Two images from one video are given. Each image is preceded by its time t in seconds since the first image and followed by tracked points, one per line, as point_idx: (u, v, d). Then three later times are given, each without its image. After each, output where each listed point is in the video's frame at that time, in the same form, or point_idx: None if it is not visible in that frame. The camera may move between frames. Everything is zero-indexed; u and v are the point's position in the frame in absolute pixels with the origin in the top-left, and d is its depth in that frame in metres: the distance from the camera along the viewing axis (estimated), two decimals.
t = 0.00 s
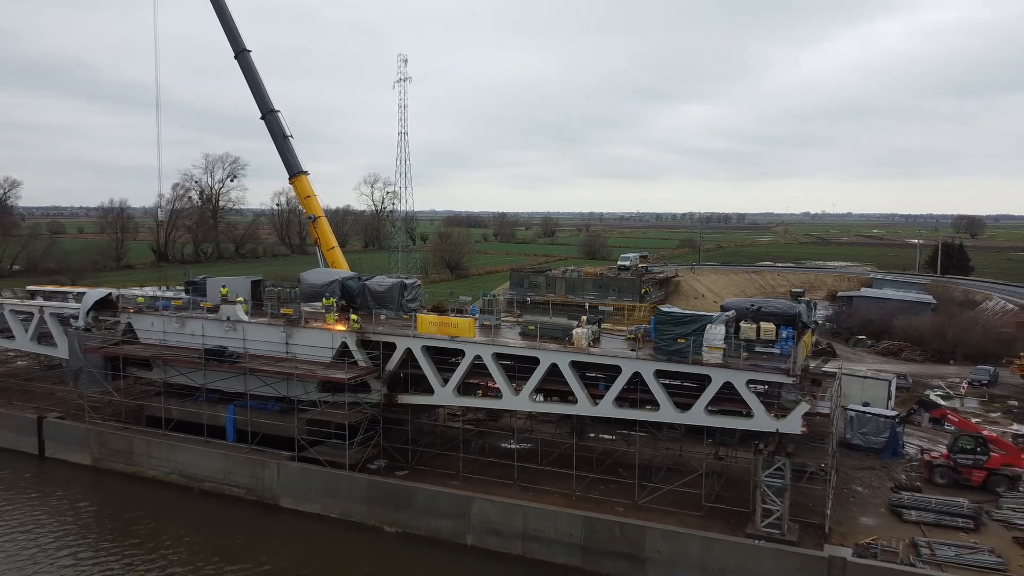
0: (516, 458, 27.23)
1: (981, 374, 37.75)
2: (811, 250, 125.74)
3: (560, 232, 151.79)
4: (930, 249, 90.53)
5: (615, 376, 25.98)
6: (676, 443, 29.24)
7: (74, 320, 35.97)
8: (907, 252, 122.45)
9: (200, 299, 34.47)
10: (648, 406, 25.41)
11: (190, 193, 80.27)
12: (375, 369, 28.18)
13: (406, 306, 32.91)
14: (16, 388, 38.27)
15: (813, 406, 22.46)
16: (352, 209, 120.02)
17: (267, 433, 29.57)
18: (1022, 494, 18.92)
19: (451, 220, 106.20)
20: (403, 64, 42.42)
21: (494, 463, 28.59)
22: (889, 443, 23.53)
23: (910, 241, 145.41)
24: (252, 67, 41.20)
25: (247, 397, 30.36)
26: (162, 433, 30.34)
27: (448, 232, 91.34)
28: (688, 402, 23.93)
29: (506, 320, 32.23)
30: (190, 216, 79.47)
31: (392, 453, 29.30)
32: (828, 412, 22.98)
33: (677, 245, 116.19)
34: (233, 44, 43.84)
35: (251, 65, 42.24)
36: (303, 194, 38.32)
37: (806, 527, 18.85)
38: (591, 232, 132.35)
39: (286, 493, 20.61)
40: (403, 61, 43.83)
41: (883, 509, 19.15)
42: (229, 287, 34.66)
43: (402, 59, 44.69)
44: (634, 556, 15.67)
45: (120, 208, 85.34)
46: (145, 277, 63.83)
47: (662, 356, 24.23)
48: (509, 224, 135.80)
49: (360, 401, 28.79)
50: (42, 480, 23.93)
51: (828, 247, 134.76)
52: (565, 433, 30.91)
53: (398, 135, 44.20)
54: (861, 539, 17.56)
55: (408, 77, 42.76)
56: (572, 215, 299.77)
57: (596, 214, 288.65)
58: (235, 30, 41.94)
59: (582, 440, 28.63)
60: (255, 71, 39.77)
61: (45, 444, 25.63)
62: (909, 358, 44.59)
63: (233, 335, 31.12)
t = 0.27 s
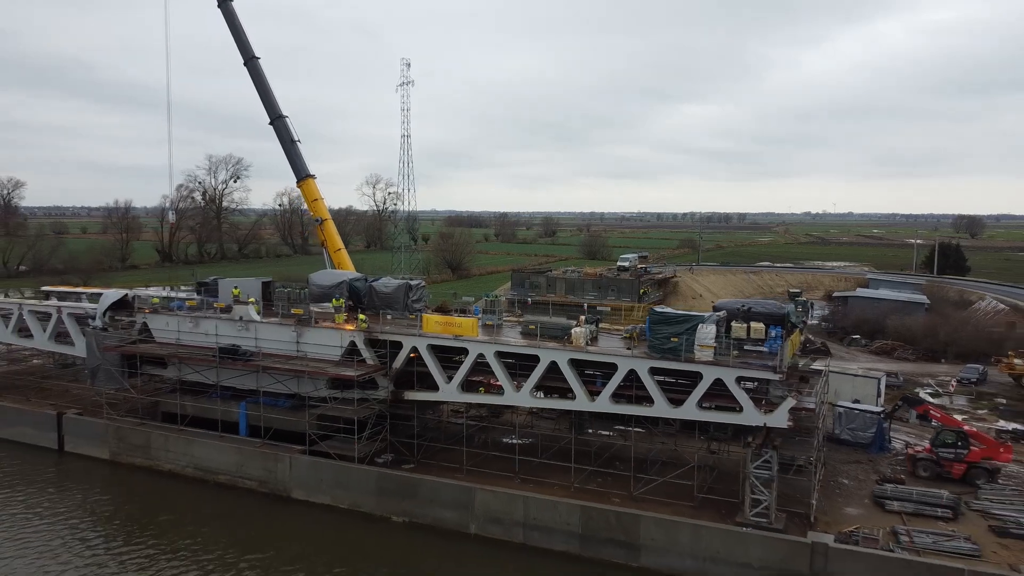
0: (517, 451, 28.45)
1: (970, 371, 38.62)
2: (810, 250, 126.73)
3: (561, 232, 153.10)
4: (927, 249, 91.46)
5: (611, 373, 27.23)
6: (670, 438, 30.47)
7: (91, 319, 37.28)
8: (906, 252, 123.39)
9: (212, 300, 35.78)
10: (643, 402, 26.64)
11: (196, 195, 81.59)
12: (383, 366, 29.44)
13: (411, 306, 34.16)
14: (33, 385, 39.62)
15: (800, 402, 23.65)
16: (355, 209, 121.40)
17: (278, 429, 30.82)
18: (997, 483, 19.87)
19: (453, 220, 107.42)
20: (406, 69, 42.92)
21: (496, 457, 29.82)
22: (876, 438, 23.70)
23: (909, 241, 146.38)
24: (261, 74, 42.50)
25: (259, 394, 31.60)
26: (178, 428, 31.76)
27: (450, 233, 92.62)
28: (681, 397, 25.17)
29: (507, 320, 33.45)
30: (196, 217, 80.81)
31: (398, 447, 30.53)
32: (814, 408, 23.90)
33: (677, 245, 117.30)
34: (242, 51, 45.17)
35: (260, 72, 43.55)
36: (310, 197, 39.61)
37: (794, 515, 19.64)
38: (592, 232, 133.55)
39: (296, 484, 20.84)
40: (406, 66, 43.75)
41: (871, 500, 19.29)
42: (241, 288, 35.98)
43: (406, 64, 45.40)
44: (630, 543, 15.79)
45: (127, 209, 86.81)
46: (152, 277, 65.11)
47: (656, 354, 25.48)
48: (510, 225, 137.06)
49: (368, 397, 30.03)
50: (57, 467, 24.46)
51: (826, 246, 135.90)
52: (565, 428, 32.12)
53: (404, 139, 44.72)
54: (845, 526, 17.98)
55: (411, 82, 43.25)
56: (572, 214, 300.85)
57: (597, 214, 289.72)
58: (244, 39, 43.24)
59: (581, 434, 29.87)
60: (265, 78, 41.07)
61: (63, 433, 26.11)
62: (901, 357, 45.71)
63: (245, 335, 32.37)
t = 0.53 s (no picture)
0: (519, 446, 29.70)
1: (960, 370, 39.59)
2: (809, 249, 127.43)
3: (562, 232, 154.25)
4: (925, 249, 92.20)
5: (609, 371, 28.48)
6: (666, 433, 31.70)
7: (106, 319, 38.55)
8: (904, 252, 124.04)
9: (224, 301, 37.06)
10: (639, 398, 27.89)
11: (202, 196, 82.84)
12: (389, 364, 30.70)
13: (416, 307, 35.37)
14: (49, 382, 40.94)
15: (788, 398, 24.86)
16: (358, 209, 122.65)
17: (289, 425, 32.12)
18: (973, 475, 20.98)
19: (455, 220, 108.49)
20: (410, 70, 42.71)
21: (498, 452, 31.08)
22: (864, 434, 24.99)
23: (908, 240, 147.11)
24: (270, 80, 43.73)
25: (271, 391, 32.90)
26: (193, 424, 33.09)
27: (452, 233, 93.71)
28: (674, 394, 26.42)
29: (509, 320, 34.65)
30: (201, 218, 82.05)
31: (404, 443, 31.79)
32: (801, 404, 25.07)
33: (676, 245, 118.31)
34: (251, 58, 46.44)
35: (269, 79, 44.79)
36: (317, 201, 40.84)
37: (779, 507, 20.91)
38: (592, 232, 134.56)
39: (309, 478, 21.90)
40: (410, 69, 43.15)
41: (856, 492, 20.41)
42: (252, 289, 37.27)
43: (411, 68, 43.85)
44: (626, 531, 16.80)
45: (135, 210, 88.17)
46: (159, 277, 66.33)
47: (651, 353, 26.74)
48: (512, 224, 138.18)
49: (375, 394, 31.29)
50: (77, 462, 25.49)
51: (826, 246, 136.43)
52: (564, 425, 33.33)
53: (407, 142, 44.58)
54: (831, 515, 19.07)
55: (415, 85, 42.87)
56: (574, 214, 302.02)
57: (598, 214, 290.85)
58: (253, 46, 44.44)
59: (580, 430, 31.10)
60: (273, 85, 42.30)
61: (82, 430, 27.20)
62: (894, 356, 46.76)
63: (257, 334, 33.65)
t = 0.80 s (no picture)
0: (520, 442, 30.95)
1: (950, 370, 40.61)
2: (808, 250, 128.41)
3: (563, 233, 155.37)
4: (922, 250, 93.14)
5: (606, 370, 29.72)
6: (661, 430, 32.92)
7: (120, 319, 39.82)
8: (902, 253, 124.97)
9: (235, 302, 38.33)
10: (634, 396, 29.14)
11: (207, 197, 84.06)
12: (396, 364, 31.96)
13: (421, 309, 36.50)
14: (65, 381, 42.22)
15: (776, 396, 26.07)
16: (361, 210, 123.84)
17: (298, 422, 33.39)
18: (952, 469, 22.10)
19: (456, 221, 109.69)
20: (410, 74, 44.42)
21: (500, 448, 32.32)
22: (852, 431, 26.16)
23: (907, 241, 147.88)
24: (278, 88, 45.01)
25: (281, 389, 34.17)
26: (207, 421, 34.41)
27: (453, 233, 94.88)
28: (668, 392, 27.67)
29: (510, 321, 35.87)
30: (206, 219, 83.28)
31: (409, 439, 33.03)
32: (789, 401, 26.25)
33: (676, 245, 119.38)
34: (259, 66, 47.74)
35: (277, 86, 46.07)
36: (324, 205, 42.07)
37: (767, 498, 22.10)
38: (593, 232, 135.58)
39: (320, 472, 23.05)
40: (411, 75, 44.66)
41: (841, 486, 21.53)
42: (262, 292, 38.55)
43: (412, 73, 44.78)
44: (622, 522, 17.84)
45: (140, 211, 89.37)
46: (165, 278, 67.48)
47: (646, 353, 28.01)
48: (512, 225, 139.29)
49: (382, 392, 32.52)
50: (95, 458, 26.51)
51: (826, 247, 137.41)
52: (563, 422, 34.53)
53: (409, 147, 45.53)
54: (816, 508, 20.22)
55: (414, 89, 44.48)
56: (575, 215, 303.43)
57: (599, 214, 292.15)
58: (262, 54, 45.69)
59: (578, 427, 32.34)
60: (282, 92, 43.58)
61: (97, 426, 28.29)
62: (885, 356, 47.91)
63: (267, 335, 34.92)
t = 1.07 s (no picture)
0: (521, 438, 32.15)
1: (940, 370, 41.69)
2: (807, 251, 129.21)
3: (563, 234, 156.48)
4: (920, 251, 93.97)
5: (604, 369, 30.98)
6: (658, 428, 34.10)
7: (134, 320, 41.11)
8: (901, 253, 125.80)
9: (246, 304, 39.61)
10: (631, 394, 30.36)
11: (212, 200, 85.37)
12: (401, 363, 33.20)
13: (425, 311, 37.73)
14: (79, 380, 43.53)
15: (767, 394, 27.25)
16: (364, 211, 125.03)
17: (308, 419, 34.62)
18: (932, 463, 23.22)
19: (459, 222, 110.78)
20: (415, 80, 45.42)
21: (502, 444, 33.51)
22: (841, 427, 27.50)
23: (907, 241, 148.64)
24: (286, 95, 46.31)
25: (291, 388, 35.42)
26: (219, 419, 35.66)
27: (456, 235, 96.02)
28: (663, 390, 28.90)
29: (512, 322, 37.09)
30: (211, 221, 84.53)
31: (414, 436, 34.24)
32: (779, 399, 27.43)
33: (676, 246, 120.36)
34: (268, 73, 49.07)
35: (285, 93, 47.38)
36: (330, 209, 43.34)
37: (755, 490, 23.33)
38: (593, 234, 136.60)
39: (329, 467, 24.26)
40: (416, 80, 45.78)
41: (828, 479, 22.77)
42: (272, 293, 39.83)
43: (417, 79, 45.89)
44: (618, 514, 18.98)
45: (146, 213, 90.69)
46: (171, 279, 68.74)
47: (642, 352, 29.25)
48: (514, 226, 140.44)
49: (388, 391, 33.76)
50: (113, 453, 27.75)
51: (825, 247, 138.24)
52: (563, 420, 35.70)
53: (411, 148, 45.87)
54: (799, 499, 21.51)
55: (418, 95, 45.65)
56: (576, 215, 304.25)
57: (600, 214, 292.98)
58: (270, 62, 47.00)
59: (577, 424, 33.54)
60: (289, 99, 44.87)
61: (112, 424, 29.55)
62: (879, 356, 49.01)
63: (277, 335, 36.18)
